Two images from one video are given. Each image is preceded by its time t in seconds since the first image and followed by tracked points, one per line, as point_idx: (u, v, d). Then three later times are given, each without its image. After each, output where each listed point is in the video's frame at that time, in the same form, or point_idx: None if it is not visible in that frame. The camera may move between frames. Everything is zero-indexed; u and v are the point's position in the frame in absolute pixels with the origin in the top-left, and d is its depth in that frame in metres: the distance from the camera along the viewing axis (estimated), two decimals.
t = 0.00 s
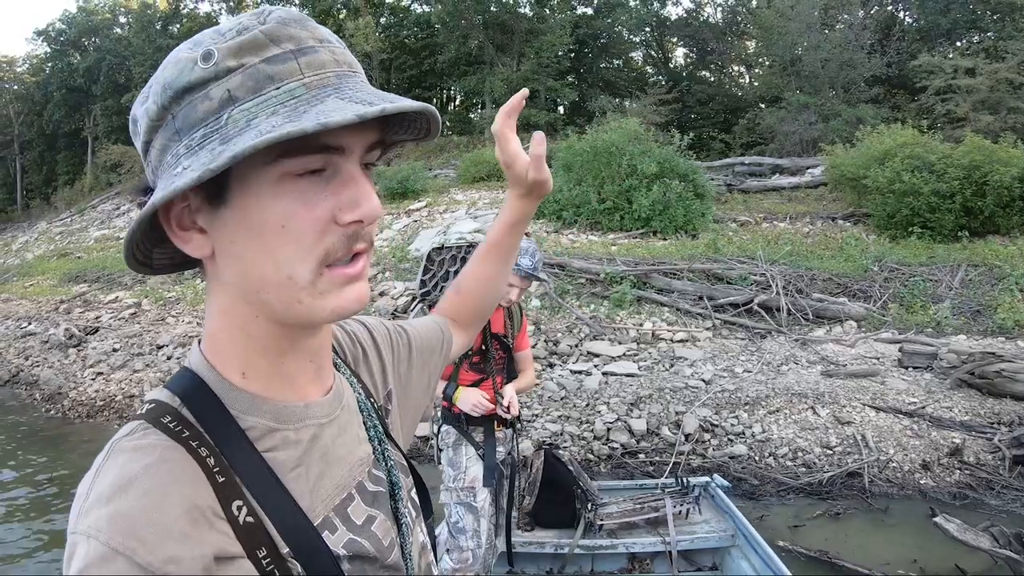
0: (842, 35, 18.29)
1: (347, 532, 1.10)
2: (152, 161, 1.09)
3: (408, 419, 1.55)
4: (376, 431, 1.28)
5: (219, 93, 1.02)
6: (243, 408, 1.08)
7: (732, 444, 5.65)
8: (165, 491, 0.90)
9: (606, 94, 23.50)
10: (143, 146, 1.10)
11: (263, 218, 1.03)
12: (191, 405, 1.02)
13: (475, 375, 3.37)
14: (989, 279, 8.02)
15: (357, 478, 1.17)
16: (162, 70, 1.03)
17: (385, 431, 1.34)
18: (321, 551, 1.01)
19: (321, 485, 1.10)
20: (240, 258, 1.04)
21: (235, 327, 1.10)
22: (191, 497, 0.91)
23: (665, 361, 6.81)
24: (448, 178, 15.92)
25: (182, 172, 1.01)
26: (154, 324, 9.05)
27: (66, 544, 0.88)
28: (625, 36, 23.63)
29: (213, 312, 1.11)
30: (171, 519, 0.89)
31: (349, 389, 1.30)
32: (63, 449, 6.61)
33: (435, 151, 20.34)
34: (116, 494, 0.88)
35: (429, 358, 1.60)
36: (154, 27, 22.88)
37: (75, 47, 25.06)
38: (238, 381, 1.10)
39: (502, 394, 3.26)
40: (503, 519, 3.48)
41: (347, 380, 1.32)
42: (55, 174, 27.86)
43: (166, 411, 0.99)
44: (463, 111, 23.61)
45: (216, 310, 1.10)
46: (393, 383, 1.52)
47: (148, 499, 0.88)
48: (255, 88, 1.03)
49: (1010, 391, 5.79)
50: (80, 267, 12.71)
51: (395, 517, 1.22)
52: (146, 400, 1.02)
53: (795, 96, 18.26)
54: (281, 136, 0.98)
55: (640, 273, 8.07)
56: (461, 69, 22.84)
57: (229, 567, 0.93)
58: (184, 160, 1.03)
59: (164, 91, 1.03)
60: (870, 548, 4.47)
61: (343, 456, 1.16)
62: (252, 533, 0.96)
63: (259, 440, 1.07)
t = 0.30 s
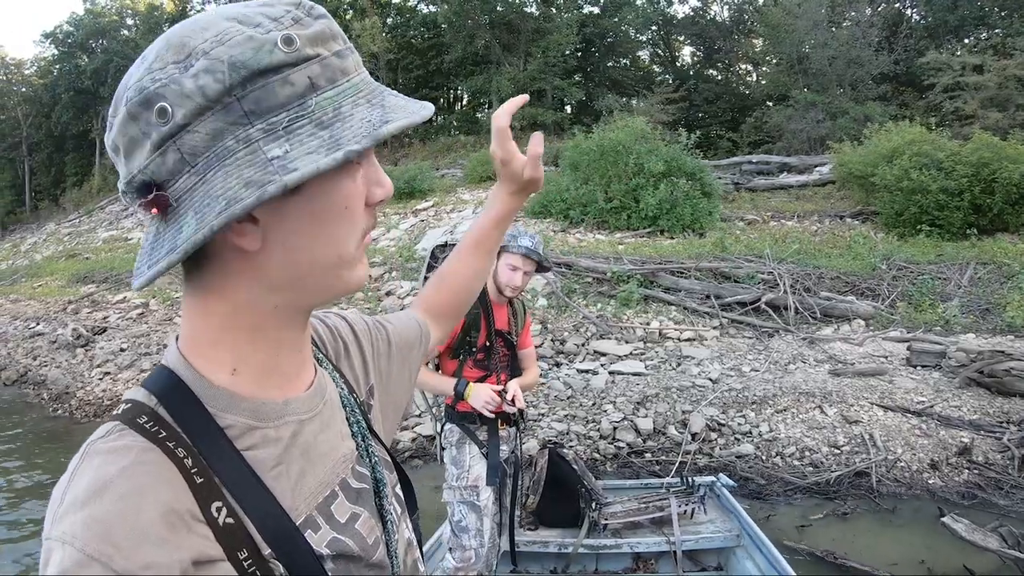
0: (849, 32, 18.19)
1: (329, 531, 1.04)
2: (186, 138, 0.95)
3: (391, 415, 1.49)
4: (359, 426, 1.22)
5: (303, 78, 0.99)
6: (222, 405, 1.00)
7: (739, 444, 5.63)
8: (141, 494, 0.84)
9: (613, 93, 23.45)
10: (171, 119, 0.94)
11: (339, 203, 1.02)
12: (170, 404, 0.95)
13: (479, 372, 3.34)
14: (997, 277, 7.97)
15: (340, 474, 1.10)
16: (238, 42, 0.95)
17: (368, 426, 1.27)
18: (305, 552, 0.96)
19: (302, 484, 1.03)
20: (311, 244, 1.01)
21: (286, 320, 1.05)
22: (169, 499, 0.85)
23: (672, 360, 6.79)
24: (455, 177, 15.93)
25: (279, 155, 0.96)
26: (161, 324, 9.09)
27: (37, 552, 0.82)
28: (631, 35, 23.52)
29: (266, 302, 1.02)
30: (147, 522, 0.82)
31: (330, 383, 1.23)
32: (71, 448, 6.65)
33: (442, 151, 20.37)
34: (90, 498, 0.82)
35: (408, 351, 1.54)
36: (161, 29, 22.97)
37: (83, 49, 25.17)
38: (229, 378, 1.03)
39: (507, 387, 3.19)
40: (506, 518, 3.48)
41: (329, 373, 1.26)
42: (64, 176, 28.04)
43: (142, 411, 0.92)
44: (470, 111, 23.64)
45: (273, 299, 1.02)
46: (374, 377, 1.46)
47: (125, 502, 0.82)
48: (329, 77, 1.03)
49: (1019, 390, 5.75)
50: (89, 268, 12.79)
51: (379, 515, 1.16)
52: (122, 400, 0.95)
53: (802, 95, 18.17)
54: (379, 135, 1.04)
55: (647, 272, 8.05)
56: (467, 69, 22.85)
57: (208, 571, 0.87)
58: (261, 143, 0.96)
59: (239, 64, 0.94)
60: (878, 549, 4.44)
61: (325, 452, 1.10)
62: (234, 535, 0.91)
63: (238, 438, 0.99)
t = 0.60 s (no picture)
0: (861, 30, 18.04)
1: (320, 521, 1.04)
2: (190, 121, 0.94)
3: (380, 400, 1.47)
4: (349, 418, 1.21)
5: (303, 65, 1.00)
6: (211, 396, 0.99)
7: (748, 443, 5.62)
8: (135, 485, 0.84)
9: (624, 92, 23.37)
10: (176, 103, 0.93)
11: (337, 187, 1.03)
12: (161, 396, 0.95)
13: (485, 369, 3.37)
14: (1009, 276, 7.90)
15: (331, 466, 1.10)
16: (241, 29, 0.96)
17: (358, 418, 1.27)
18: (297, 543, 0.96)
19: (294, 476, 1.03)
20: (312, 225, 1.01)
21: (286, 303, 1.06)
22: (162, 490, 0.86)
23: (681, 359, 6.76)
24: (465, 176, 15.95)
25: (285, 136, 0.98)
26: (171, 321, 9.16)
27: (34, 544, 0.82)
28: (642, 33, 23.43)
29: (266, 286, 1.02)
30: (140, 514, 0.83)
31: (319, 374, 1.22)
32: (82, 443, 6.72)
33: (453, 150, 20.40)
34: (83, 491, 0.82)
35: (399, 335, 1.51)
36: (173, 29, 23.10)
37: (94, 49, 25.34)
38: (223, 367, 1.02)
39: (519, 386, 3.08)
40: (512, 516, 3.48)
41: (319, 366, 1.24)
42: (76, 175, 28.27)
43: (132, 404, 0.92)
44: (481, 109, 23.67)
45: (273, 283, 1.03)
46: (362, 364, 1.43)
47: (118, 495, 0.83)
48: (327, 64, 1.04)
49: None
50: (101, 266, 12.90)
51: (369, 506, 1.16)
52: (113, 393, 0.95)
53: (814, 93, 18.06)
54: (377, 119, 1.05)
55: (657, 270, 8.03)
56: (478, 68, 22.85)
57: (201, 564, 0.88)
58: (265, 126, 0.97)
59: (243, 49, 0.95)
60: (886, 549, 4.42)
61: (316, 444, 1.09)
62: (226, 525, 0.91)
63: (228, 429, 0.99)
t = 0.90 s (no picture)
0: (871, 29, 17.93)
1: (321, 521, 1.04)
2: (240, 108, 0.97)
3: (379, 403, 1.48)
4: (349, 419, 1.22)
5: (335, 67, 1.06)
6: (215, 395, 1.00)
7: (758, 445, 5.60)
8: (140, 485, 0.85)
9: (634, 93, 23.32)
10: (229, 90, 0.96)
11: (357, 181, 1.08)
12: (165, 394, 0.96)
13: (493, 370, 3.34)
14: (1022, 276, 7.83)
15: (332, 465, 1.10)
16: (286, 29, 1.01)
17: (358, 419, 1.28)
18: (298, 541, 0.97)
19: (296, 475, 1.04)
20: (335, 218, 1.06)
21: (307, 292, 1.09)
22: (167, 490, 0.87)
23: (691, 360, 6.74)
24: (475, 178, 15.97)
25: (330, 123, 1.03)
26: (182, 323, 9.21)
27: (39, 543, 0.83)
28: (652, 34, 23.39)
29: (291, 274, 1.05)
30: (145, 513, 0.84)
31: (320, 376, 1.22)
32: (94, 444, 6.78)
33: (462, 152, 20.42)
34: (89, 491, 0.83)
35: (399, 341, 1.52)
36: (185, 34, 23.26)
37: (105, 53, 25.53)
38: (239, 358, 1.03)
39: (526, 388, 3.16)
40: (519, 518, 3.48)
41: (320, 367, 1.25)
42: (88, 178, 28.50)
43: (136, 403, 0.93)
44: (491, 110, 23.71)
45: (301, 272, 1.06)
46: (362, 365, 1.43)
47: (122, 494, 0.84)
48: (350, 71, 1.10)
49: None
50: (113, 268, 13.00)
51: (369, 505, 1.17)
52: (116, 392, 0.96)
53: (824, 93, 17.98)
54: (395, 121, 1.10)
55: (667, 272, 8.00)
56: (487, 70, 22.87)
57: (204, 564, 0.88)
58: (310, 117, 1.02)
59: (293, 47, 1.00)
60: (895, 552, 4.39)
61: (318, 444, 1.10)
62: (229, 525, 0.92)
63: (233, 428, 0.99)
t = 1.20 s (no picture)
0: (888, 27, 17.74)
1: (329, 519, 1.05)
2: (292, 112, 1.01)
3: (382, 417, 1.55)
4: (356, 421, 1.24)
5: (369, 86, 1.11)
6: (226, 394, 1.00)
7: (773, 446, 5.56)
8: (156, 482, 0.86)
9: (650, 92, 23.22)
10: (284, 94, 1.00)
11: (377, 196, 1.14)
12: (176, 392, 0.97)
13: (508, 371, 3.33)
14: None
15: (339, 466, 1.11)
16: (335, 45, 1.06)
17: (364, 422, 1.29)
18: (307, 538, 0.98)
19: (304, 475, 1.04)
20: (358, 227, 1.09)
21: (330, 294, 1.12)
22: (182, 486, 0.88)
23: (707, 361, 6.71)
24: (491, 178, 15.97)
25: (369, 135, 1.07)
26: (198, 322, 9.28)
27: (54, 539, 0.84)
28: (668, 33, 23.30)
29: (316, 276, 1.07)
30: (160, 510, 0.85)
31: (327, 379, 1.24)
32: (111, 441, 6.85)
33: (478, 152, 20.43)
34: (103, 489, 0.84)
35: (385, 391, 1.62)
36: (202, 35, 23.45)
37: (124, 54, 25.77)
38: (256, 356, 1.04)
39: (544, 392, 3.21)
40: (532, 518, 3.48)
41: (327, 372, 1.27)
42: (107, 178, 28.80)
43: (149, 402, 0.94)
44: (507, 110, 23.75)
45: (325, 274, 1.08)
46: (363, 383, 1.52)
47: (136, 492, 0.84)
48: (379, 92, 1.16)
49: None
50: (131, 267, 13.13)
51: (376, 504, 1.18)
52: (128, 391, 0.97)
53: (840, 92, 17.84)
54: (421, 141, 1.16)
55: (683, 272, 7.97)
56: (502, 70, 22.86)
57: (217, 560, 0.89)
58: (351, 128, 1.07)
59: (340, 62, 1.06)
60: (911, 555, 4.34)
61: (326, 443, 1.11)
62: (240, 521, 0.93)
63: (243, 427, 1.00)
